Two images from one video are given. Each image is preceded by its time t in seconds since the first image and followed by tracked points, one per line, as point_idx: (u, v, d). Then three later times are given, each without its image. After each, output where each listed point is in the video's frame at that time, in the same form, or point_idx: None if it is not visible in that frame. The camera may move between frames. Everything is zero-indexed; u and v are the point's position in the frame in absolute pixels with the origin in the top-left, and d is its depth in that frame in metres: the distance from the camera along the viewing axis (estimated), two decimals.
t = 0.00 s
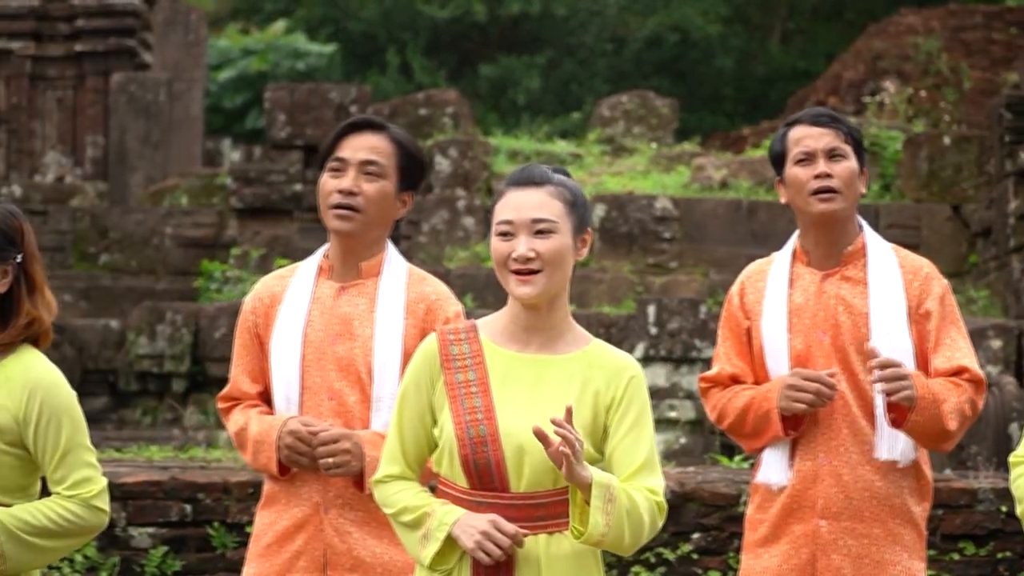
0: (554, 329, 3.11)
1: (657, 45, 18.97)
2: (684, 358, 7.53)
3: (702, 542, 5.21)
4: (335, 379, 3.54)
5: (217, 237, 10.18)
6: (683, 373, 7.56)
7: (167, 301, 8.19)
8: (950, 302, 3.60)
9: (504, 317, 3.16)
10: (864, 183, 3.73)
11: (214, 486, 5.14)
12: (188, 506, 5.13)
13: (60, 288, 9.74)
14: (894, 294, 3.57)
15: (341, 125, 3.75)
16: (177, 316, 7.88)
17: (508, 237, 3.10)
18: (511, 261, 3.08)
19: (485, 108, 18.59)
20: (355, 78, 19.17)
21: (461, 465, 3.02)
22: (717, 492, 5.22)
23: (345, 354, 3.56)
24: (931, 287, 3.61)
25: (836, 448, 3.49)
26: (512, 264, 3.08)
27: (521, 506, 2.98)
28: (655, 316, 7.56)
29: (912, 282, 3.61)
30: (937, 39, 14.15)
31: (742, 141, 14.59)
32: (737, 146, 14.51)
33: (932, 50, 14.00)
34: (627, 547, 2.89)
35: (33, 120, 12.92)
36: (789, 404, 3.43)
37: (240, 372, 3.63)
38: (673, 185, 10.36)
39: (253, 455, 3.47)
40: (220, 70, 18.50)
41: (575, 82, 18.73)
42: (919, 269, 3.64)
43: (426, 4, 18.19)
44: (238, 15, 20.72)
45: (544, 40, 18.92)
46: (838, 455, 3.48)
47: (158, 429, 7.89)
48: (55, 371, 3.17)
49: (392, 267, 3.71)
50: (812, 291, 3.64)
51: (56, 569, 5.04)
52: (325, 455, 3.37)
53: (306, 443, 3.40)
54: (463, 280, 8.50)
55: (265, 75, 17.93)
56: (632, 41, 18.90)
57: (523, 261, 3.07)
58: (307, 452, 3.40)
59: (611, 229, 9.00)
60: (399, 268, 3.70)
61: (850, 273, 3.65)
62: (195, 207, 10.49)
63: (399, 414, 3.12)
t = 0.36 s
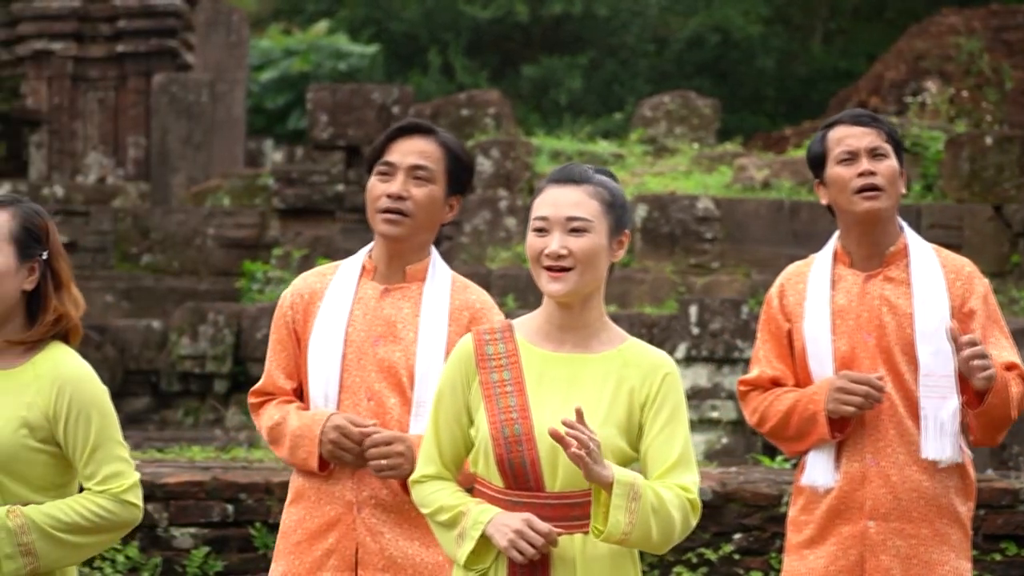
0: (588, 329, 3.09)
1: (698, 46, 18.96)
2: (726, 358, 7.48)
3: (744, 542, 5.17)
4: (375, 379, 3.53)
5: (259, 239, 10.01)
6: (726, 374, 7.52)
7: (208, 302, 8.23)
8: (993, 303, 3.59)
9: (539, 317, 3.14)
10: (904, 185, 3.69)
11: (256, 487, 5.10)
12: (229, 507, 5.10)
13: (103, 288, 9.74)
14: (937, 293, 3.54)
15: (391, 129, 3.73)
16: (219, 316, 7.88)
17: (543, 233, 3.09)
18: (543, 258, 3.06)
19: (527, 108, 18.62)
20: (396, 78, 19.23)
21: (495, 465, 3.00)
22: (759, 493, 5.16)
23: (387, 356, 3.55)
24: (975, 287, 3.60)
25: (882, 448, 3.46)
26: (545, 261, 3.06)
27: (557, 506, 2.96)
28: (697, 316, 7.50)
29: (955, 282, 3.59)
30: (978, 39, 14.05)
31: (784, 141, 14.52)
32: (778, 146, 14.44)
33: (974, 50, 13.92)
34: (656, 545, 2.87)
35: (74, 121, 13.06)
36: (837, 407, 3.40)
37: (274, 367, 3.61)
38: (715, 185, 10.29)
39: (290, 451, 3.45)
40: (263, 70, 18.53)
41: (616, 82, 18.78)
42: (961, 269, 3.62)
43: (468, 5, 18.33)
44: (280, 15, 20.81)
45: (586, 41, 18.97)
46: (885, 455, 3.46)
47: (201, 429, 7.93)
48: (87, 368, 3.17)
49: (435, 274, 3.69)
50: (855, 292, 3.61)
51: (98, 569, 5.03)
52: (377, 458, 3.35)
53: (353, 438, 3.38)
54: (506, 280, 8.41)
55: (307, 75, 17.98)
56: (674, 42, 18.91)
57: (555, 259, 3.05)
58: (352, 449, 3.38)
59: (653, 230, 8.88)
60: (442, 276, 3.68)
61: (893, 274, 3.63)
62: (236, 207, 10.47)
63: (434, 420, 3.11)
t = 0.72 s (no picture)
0: (627, 328, 3.07)
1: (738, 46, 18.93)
2: (767, 358, 7.44)
3: (784, 542, 5.13)
4: (398, 378, 3.46)
5: (300, 238, 10.13)
6: (766, 374, 7.47)
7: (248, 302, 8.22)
8: None
9: (578, 316, 3.12)
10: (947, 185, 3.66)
11: (295, 487, 5.10)
12: (270, 506, 5.09)
13: (143, 288, 9.75)
14: (978, 288, 3.50)
15: (409, 125, 3.59)
16: (260, 316, 7.91)
17: (586, 233, 3.07)
18: (583, 258, 3.04)
19: (568, 108, 18.57)
20: (436, 78, 19.29)
21: (535, 466, 2.98)
22: (799, 493, 5.12)
23: (410, 354, 3.48)
24: (1015, 281, 3.56)
25: (924, 446, 3.42)
26: (586, 261, 3.04)
27: (597, 506, 2.94)
28: (737, 316, 7.46)
29: (995, 277, 3.55)
30: (1019, 39, 13.93)
31: (824, 141, 14.42)
32: (818, 146, 14.35)
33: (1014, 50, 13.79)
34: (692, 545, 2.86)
35: (115, 121, 13.12)
36: (883, 412, 3.35)
37: (289, 362, 3.52)
38: (755, 185, 10.23)
39: (311, 448, 3.37)
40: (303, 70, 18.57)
41: (657, 82, 18.82)
42: (1001, 264, 3.58)
43: (508, 5, 18.27)
44: (321, 16, 20.89)
45: (626, 41, 18.99)
46: (927, 453, 3.42)
47: (242, 429, 7.96)
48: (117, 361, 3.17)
49: (454, 274, 3.62)
50: (896, 289, 3.57)
51: (138, 569, 5.04)
52: (411, 456, 3.28)
53: (379, 437, 3.31)
54: (546, 279, 8.39)
55: (347, 75, 18.05)
56: (714, 42, 18.90)
57: (596, 260, 3.03)
58: (379, 448, 3.31)
59: (693, 230, 8.83)
60: (462, 275, 3.61)
61: (934, 270, 3.58)
62: (276, 207, 10.50)
63: (476, 418, 3.09)
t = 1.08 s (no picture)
0: (663, 327, 3.04)
1: (778, 45, 18.81)
2: (807, 357, 7.37)
3: (823, 541, 5.08)
4: (423, 381, 3.39)
5: (339, 237, 10.15)
6: (805, 373, 7.41)
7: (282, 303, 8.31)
8: None
9: (615, 316, 3.09)
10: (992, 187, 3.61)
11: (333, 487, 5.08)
12: (309, 506, 5.09)
13: (182, 287, 9.76)
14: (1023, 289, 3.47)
15: (407, 128, 3.48)
16: (298, 315, 7.95)
17: (621, 232, 3.04)
18: (620, 258, 3.01)
19: (606, 108, 18.51)
20: (475, 78, 19.30)
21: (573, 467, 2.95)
22: (839, 491, 5.07)
23: (433, 356, 3.40)
24: None
25: (971, 447, 3.37)
26: (623, 261, 3.01)
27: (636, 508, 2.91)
28: (777, 316, 7.39)
29: None
30: None
31: (863, 140, 14.30)
32: (857, 145, 14.23)
33: None
34: (730, 549, 2.87)
35: (154, 120, 13.17)
36: (935, 428, 3.31)
37: (303, 368, 3.40)
38: (794, 185, 10.15)
39: (338, 456, 3.29)
40: (342, 70, 18.61)
41: (696, 82, 18.74)
42: None
43: (547, 4, 18.24)
44: (360, 15, 20.95)
45: (665, 40, 18.92)
46: (974, 454, 3.37)
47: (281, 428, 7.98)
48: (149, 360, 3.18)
49: (466, 273, 3.53)
50: (940, 290, 3.52)
51: (178, 569, 5.04)
52: (442, 459, 3.21)
53: (412, 444, 3.24)
54: (585, 278, 8.35)
55: (386, 74, 18.10)
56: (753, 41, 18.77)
57: (633, 259, 2.99)
58: (411, 456, 3.24)
59: (733, 229, 8.76)
60: (473, 274, 3.53)
61: (978, 271, 3.53)
62: (315, 206, 10.51)
63: (513, 422, 3.06)
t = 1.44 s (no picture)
0: (702, 323, 3.05)
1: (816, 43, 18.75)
2: (845, 356, 7.35)
3: (861, 539, 5.08)
4: (461, 376, 3.41)
5: (378, 236, 10.22)
6: (844, 372, 7.38)
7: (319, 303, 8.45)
8: None
9: (653, 312, 3.10)
10: None
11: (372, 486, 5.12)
12: (347, 504, 5.13)
13: (222, 286, 9.85)
14: None
15: (412, 125, 3.48)
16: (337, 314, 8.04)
17: (661, 228, 3.05)
18: (661, 253, 3.03)
19: (644, 106, 18.50)
20: (514, 76, 19.36)
21: (613, 463, 2.97)
22: (877, 490, 5.07)
23: (466, 350, 3.42)
24: None
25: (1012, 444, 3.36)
26: (663, 256, 3.02)
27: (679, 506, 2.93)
28: (815, 314, 7.38)
29: None
30: None
31: (902, 139, 14.23)
32: (896, 143, 14.17)
33: None
34: (770, 551, 2.91)
35: (193, 119, 13.27)
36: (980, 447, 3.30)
37: (334, 376, 3.39)
38: (833, 183, 10.09)
39: (387, 459, 3.28)
40: (380, 68, 18.68)
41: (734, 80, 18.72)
42: None
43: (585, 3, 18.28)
44: (398, 14, 21.01)
45: (703, 39, 18.93)
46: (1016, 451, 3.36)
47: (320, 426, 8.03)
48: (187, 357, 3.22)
49: (482, 264, 3.54)
50: (987, 284, 3.50)
51: (217, 567, 5.10)
52: (500, 467, 3.23)
53: (467, 442, 3.25)
54: (624, 277, 8.35)
55: (425, 73, 18.18)
56: (792, 39, 18.66)
57: (674, 254, 3.01)
58: (465, 452, 3.25)
59: (771, 228, 8.74)
60: (488, 264, 3.54)
61: None
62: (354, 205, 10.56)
63: (550, 410, 3.08)
